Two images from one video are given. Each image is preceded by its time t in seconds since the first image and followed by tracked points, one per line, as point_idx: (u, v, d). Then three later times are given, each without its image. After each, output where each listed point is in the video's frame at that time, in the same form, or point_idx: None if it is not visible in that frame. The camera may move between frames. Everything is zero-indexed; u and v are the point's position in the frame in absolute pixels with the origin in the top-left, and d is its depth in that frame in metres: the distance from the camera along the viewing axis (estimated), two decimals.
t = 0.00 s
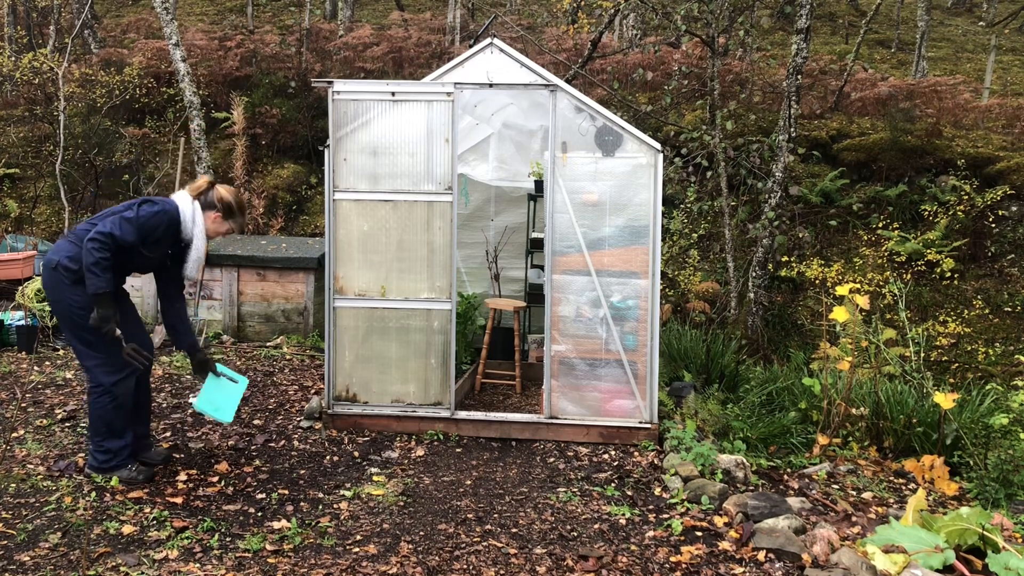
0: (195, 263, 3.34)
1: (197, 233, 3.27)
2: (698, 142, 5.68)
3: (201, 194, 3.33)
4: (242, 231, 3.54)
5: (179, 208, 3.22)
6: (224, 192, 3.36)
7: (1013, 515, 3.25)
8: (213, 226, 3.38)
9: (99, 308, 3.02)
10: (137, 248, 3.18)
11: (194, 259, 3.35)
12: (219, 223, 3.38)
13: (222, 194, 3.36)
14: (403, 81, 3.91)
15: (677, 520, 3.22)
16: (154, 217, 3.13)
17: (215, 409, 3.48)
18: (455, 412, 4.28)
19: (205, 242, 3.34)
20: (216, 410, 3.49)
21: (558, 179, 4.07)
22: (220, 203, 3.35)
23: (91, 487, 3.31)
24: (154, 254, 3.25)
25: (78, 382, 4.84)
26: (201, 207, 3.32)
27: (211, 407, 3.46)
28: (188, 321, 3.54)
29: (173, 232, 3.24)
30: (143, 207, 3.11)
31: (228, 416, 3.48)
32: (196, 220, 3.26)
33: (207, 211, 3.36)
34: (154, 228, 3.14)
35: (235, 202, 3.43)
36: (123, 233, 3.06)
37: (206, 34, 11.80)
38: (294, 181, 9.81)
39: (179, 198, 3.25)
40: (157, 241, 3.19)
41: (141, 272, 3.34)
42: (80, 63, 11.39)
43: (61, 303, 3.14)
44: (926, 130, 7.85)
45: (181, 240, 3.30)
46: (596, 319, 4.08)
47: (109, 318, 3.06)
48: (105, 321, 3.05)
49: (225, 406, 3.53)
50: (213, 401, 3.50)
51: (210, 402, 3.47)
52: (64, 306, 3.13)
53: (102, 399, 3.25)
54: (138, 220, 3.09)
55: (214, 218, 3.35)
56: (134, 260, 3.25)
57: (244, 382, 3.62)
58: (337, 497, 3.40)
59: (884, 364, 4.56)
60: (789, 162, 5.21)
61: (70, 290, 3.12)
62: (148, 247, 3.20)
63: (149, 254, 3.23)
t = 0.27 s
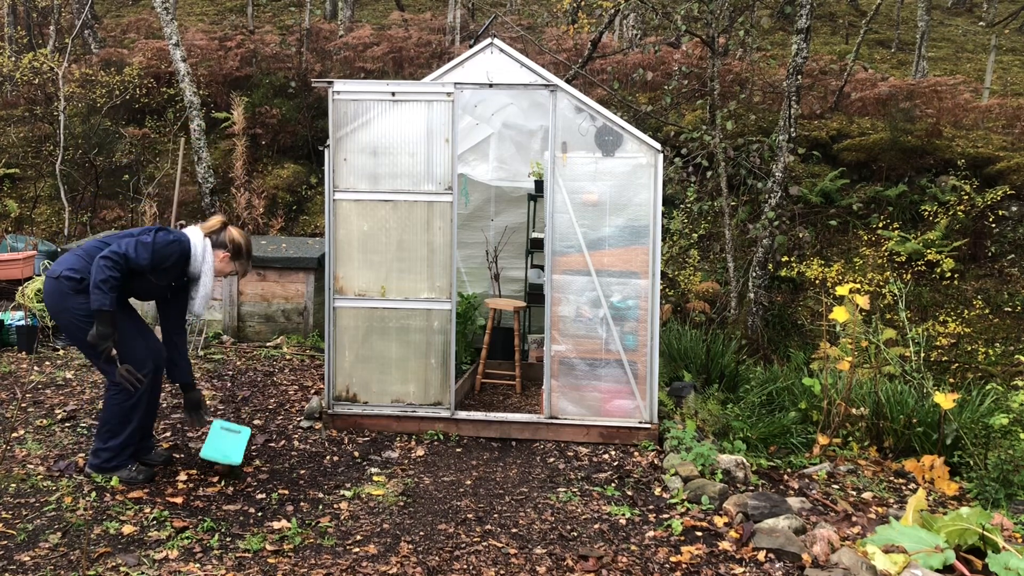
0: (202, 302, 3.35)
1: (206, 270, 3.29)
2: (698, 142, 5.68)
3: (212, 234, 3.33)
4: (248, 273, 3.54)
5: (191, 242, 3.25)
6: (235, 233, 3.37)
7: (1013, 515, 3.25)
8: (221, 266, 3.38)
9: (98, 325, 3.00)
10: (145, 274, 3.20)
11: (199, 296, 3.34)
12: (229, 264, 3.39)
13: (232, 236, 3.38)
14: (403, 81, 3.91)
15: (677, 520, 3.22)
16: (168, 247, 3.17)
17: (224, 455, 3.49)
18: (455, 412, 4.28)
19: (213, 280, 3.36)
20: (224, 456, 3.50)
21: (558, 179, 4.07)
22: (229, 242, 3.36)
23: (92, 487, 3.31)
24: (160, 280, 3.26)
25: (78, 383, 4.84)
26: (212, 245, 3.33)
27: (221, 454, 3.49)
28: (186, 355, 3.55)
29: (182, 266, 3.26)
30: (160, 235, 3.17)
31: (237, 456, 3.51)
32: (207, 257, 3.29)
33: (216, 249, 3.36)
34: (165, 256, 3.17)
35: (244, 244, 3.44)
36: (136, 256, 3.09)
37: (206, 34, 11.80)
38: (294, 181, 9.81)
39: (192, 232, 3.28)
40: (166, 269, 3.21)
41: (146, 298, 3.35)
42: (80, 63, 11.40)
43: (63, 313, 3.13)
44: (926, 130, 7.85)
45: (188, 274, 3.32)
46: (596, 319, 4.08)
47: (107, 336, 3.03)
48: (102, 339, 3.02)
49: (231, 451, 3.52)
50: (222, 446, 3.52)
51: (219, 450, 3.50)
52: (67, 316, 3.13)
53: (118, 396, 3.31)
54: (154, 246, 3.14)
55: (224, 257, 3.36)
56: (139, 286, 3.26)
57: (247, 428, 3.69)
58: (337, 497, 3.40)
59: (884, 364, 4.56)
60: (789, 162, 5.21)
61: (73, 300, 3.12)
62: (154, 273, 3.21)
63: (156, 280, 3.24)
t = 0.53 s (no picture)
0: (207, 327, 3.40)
1: (213, 295, 3.34)
2: (698, 142, 5.68)
3: (217, 261, 3.37)
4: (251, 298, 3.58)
5: (199, 268, 3.29)
6: (239, 260, 3.41)
7: (1013, 515, 3.25)
8: (227, 293, 3.42)
9: (108, 345, 3.02)
10: (157, 298, 3.23)
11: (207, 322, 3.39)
12: (234, 291, 3.43)
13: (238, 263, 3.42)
14: (403, 81, 3.91)
15: (677, 520, 3.22)
16: (181, 272, 3.21)
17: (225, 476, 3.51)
18: (455, 412, 4.28)
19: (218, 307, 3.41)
20: (226, 476, 3.51)
21: (558, 179, 4.07)
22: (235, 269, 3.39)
23: (91, 487, 3.30)
24: (170, 304, 3.29)
25: (78, 383, 4.84)
26: (217, 273, 3.36)
27: (223, 473, 3.52)
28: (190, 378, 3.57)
29: (191, 291, 3.30)
30: (172, 260, 3.21)
31: (239, 475, 3.53)
32: (215, 283, 3.34)
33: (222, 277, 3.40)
34: (177, 281, 3.21)
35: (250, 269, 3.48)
36: (150, 280, 3.12)
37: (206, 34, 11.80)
38: (294, 181, 9.81)
39: (200, 257, 3.32)
40: (177, 294, 3.25)
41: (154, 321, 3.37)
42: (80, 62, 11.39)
43: (73, 335, 3.15)
44: (926, 130, 7.85)
45: (196, 299, 3.36)
46: (596, 320, 4.08)
47: (116, 356, 3.06)
48: (112, 359, 3.05)
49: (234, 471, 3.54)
50: (224, 466, 3.56)
51: (219, 470, 3.53)
52: (78, 338, 3.15)
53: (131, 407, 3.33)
54: (167, 270, 3.17)
55: (229, 284, 3.40)
56: (149, 309, 3.28)
57: (244, 447, 3.72)
58: (337, 497, 3.40)
59: (884, 364, 4.56)
60: (789, 162, 5.21)
61: (83, 320, 3.14)
62: (164, 297, 3.24)
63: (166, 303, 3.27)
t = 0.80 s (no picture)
0: (216, 336, 3.42)
1: (220, 304, 3.36)
2: (698, 142, 5.68)
3: (215, 268, 3.42)
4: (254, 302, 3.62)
5: (203, 278, 3.30)
6: (236, 264, 3.46)
7: (1013, 515, 3.25)
8: (231, 298, 3.46)
9: (115, 357, 2.99)
10: (163, 310, 3.24)
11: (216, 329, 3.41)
12: (236, 296, 3.47)
13: (240, 271, 3.46)
14: (403, 81, 3.91)
15: (677, 520, 3.22)
16: (187, 283, 3.23)
17: (225, 476, 3.51)
18: (455, 412, 4.28)
19: (225, 313, 3.44)
20: (227, 476, 3.51)
21: (558, 179, 4.07)
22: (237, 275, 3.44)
23: (91, 487, 3.30)
24: (178, 314, 3.30)
25: (78, 383, 4.84)
26: (218, 280, 3.40)
27: (223, 473, 3.52)
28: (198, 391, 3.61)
29: (197, 301, 3.32)
30: (178, 271, 3.22)
31: (239, 475, 3.53)
32: (219, 292, 3.36)
33: (225, 284, 3.43)
34: (184, 292, 3.23)
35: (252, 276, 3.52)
36: (157, 292, 3.14)
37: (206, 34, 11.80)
38: (294, 181, 9.81)
39: (202, 267, 3.34)
40: (183, 304, 3.27)
41: (161, 334, 3.37)
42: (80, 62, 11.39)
43: (84, 353, 3.16)
44: (926, 130, 7.85)
45: (202, 310, 3.38)
46: (596, 320, 4.08)
47: (125, 368, 3.04)
48: (120, 370, 3.03)
49: (235, 471, 3.54)
50: (224, 466, 3.56)
51: (220, 470, 3.53)
52: (89, 356, 3.16)
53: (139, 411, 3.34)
54: (174, 282, 3.19)
55: (232, 289, 3.43)
56: (156, 322, 3.29)
57: (245, 447, 3.71)
58: (337, 497, 3.40)
59: (884, 364, 4.56)
60: (789, 162, 5.21)
61: (92, 338, 3.16)
62: (171, 309, 3.25)
63: (173, 314, 3.28)
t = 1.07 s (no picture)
0: (218, 334, 3.41)
1: (222, 301, 3.36)
2: (698, 142, 5.68)
3: (215, 265, 3.41)
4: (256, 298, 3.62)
5: (205, 275, 3.30)
6: (237, 260, 3.46)
7: (1013, 515, 3.25)
8: (234, 295, 3.46)
9: (119, 356, 2.99)
10: (166, 307, 3.24)
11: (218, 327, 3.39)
12: (238, 292, 3.47)
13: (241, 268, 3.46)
14: (403, 81, 3.91)
15: (677, 520, 3.22)
16: (190, 280, 3.23)
17: (225, 476, 3.51)
18: (455, 412, 4.28)
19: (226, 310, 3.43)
20: (227, 475, 3.51)
21: (558, 179, 4.07)
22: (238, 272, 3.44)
23: (91, 487, 3.30)
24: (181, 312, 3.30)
25: (78, 383, 4.84)
26: (220, 276, 3.40)
27: (223, 473, 3.52)
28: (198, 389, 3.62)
29: (200, 299, 3.32)
30: (180, 268, 3.22)
31: (239, 475, 3.53)
32: (221, 289, 3.36)
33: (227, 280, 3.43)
34: (187, 290, 3.23)
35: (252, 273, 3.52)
36: (160, 290, 3.14)
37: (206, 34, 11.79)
38: (294, 181, 9.81)
39: (204, 265, 3.34)
40: (186, 301, 3.26)
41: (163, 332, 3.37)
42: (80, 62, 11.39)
43: (87, 353, 3.15)
44: (926, 130, 7.85)
45: (204, 308, 3.38)
46: (596, 320, 4.08)
47: (129, 366, 3.04)
48: (125, 368, 3.03)
49: (235, 470, 3.55)
50: (224, 466, 3.56)
51: (219, 470, 3.53)
52: (93, 356, 3.16)
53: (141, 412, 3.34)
54: (177, 279, 3.20)
55: (234, 285, 3.44)
56: (159, 320, 3.29)
57: (244, 447, 3.71)
58: (337, 497, 3.40)
59: (884, 364, 4.56)
60: (789, 162, 5.21)
61: (96, 338, 3.16)
62: (174, 307, 3.25)
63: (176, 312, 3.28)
